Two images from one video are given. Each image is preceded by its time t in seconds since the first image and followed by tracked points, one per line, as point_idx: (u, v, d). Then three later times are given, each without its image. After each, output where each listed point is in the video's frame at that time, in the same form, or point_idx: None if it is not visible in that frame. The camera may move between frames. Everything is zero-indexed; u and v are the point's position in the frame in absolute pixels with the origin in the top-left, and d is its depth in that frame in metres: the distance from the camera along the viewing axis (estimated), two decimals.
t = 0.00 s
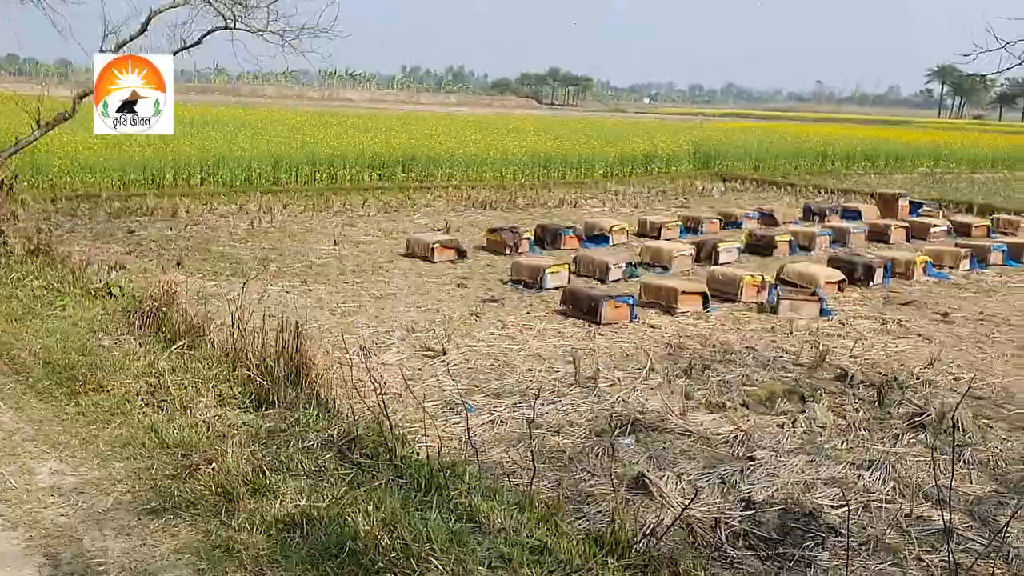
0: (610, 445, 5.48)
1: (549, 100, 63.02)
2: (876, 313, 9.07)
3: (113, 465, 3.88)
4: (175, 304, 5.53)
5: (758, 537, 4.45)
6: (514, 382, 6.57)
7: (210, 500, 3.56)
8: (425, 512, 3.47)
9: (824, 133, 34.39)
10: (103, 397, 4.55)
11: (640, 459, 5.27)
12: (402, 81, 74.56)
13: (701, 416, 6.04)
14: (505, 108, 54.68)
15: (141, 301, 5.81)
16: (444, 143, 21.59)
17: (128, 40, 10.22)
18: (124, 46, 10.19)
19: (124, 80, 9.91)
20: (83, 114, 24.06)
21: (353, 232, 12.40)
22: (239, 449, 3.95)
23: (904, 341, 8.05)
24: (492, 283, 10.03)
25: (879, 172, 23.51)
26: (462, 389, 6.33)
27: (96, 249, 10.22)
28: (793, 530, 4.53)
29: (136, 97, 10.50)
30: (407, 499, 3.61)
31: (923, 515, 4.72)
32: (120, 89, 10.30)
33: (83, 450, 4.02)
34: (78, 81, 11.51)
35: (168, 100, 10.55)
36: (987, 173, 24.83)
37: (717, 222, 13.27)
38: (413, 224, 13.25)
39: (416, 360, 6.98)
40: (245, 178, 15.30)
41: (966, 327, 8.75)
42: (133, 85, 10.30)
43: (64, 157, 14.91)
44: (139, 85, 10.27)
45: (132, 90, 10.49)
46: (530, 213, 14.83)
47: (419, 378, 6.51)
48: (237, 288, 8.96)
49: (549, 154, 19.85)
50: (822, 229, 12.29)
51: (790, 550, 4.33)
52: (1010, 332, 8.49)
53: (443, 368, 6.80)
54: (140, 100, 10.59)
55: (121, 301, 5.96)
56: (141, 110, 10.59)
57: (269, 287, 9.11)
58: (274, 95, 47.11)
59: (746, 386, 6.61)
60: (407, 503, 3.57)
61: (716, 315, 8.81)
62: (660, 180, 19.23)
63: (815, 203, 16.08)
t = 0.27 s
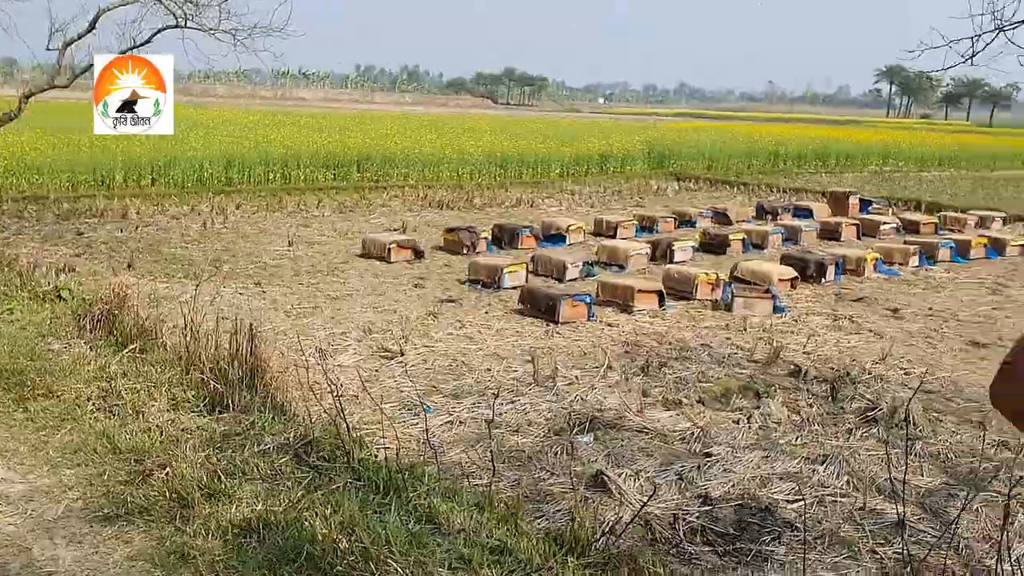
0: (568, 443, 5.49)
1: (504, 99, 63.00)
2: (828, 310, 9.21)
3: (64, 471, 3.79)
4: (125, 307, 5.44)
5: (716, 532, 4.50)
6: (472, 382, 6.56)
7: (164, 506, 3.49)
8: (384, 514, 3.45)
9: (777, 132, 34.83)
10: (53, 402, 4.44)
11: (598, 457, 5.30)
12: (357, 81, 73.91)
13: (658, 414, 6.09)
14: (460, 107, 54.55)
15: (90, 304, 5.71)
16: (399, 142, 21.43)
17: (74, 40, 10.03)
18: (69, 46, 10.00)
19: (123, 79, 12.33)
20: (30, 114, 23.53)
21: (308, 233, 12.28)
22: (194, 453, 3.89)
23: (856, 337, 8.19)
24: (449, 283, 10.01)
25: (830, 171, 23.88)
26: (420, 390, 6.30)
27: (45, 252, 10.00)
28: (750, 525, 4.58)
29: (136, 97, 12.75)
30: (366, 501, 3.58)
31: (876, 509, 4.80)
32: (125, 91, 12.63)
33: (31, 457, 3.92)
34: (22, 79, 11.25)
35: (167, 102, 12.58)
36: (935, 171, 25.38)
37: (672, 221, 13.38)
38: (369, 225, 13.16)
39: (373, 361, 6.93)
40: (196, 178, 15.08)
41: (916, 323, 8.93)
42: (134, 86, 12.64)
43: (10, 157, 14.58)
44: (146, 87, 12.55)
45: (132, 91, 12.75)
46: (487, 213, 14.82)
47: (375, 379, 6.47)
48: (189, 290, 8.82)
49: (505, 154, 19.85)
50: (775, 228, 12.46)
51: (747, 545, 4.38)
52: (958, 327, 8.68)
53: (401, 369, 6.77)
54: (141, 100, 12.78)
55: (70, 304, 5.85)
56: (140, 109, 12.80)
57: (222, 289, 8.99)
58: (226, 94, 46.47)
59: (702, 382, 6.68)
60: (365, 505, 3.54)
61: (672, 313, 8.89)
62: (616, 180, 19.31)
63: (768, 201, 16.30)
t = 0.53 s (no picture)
0: (527, 442, 5.50)
1: (461, 99, 62.86)
2: (783, 307, 9.33)
3: (13, 479, 3.70)
4: (77, 309, 5.34)
5: (675, 528, 4.53)
6: (431, 382, 6.54)
7: (118, 512, 3.42)
8: (343, 516, 3.42)
9: (731, 132, 35.19)
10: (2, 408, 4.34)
11: (558, 456, 5.31)
12: (312, 80, 73.26)
13: (616, 411, 6.12)
14: (416, 108, 54.32)
15: (40, 307, 5.59)
16: (355, 142, 21.28)
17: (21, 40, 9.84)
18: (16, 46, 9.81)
19: (124, 79, 16.30)
20: None
21: (264, 234, 12.13)
22: (149, 458, 3.82)
23: (810, 333, 8.31)
24: (407, 283, 9.97)
25: (784, 170, 24.20)
26: (379, 392, 6.26)
27: None
28: (708, 520, 4.62)
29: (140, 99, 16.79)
30: (325, 504, 3.54)
31: (832, 503, 4.87)
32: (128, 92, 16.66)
33: None
34: None
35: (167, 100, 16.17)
36: (885, 170, 25.85)
37: (629, 221, 13.47)
38: (325, 225, 13.06)
39: (330, 363, 6.87)
40: (148, 179, 14.82)
41: (868, 319, 9.09)
42: (134, 87, 16.49)
43: None
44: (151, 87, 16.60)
45: (134, 92, 16.70)
46: (444, 213, 14.79)
47: (333, 381, 6.42)
48: (142, 293, 8.68)
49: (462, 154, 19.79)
50: (730, 226, 12.59)
51: (706, 541, 4.42)
52: (908, 322, 8.85)
53: (359, 370, 6.72)
54: (141, 100, 16.58)
55: (20, 307, 5.73)
56: (142, 112, 16.90)
57: (176, 291, 8.84)
58: (178, 93, 45.73)
59: (660, 379, 6.74)
60: (324, 508, 3.50)
61: (630, 311, 8.95)
62: (574, 180, 19.37)
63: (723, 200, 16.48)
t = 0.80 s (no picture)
0: (493, 443, 5.50)
1: (422, 99, 62.70)
2: (744, 305, 9.43)
3: None
4: (34, 313, 5.23)
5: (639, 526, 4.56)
6: (395, 384, 6.51)
7: (78, 520, 3.36)
8: (308, 521, 3.39)
9: (692, 131, 35.49)
10: None
11: (524, 456, 5.31)
12: (271, 79, 72.55)
13: (581, 410, 6.14)
14: (376, 108, 54.01)
15: None
16: (316, 142, 21.11)
17: None
18: None
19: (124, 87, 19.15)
20: None
21: (223, 236, 11.98)
22: (109, 464, 3.76)
23: (771, 331, 8.42)
24: (370, 284, 9.91)
25: (743, 169, 24.45)
26: (342, 394, 6.21)
27: None
28: (672, 518, 4.66)
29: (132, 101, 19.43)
30: (289, 509, 3.51)
31: (793, 498, 4.94)
32: (127, 93, 18.98)
33: None
34: None
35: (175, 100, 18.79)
36: (841, 168, 26.25)
37: (591, 220, 13.53)
38: (286, 226, 12.96)
39: (293, 366, 6.81)
40: (105, 181, 14.57)
41: (826, 316, 9.22)
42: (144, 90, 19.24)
43: None
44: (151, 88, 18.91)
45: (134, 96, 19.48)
46: (407, 213, 14.74)
47: (296, 384, 6.36)
48: (100, 296, 8.54)
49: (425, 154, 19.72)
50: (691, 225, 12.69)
51: (670, 538, 4.46)
52: (866, 319, 9.00)
53: (322, 373, 6.67)
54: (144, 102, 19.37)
55: None
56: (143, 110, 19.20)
57: (133, 295, 8.70)
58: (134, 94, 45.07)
59: (624, 378, 6.77)
60: (289, 513, 3.47)
61: (593, 311, 8.99)
62: (537, 179, 19.40)
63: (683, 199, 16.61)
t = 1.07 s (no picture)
0: (467, 444, 5.49)
1: (391, 100, 62.56)
2: (714, 303, 9.51)
3: None
4: None
5: (614, 525, 4.58)
6: (368, 386, 6.48)
7: (48, 529, 3.30)
8: (283, 525, 3.36)
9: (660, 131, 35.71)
10: None
11: (498, 456, 5.32)
12: (238, 80, 71.98)
13: (555, 410, 6.16)
14: (344, 108, 53.66)
15: None
16: (284, 143, 20.96)
17: None
18: None
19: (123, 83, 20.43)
20: None
21: (191, 238, 11.86)
22: (79, 472, 3.70)
23: (741, 328, 8.49)
24: (341, 286, 9.87)
25: (711, 168, 24.66)
26: (314, 397, 6.18)
27: None
28: (646, 516, 4.69)
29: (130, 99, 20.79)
30: (263, 513, 3.48)
31: (766, 494, 4.99)
32: (128, 93, 20.41)
33: None
34: None
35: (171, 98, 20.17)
36: (808, 166, 26.54)
37: (562, 219, 13.57)
38: (256, 228, 12.87)
39: (264, 369, 6.76)
40: (70, 184, 14.37)
41: (795, 313, 9.33)
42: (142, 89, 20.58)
43: None
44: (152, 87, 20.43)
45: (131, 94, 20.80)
46: (377, 214, 14.68)
47: (267, 387, 6.31)
48: (66, 300, 8.42)
49: (394, 155, 19.64)
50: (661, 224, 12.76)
51: (645, 536, 4.48)
52: (835, 315, 9.11)
53: (294, 376, 6.62)
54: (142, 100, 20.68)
55: None
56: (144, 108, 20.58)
57: (101, 299, 8.59)
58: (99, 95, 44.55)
59: (597, 377, 6.80)
60: (263, 517, 3.44)
61: (565, 310, 9.01)
62: (507, 179, 19.42)
63: (653, 198, 16.69)
